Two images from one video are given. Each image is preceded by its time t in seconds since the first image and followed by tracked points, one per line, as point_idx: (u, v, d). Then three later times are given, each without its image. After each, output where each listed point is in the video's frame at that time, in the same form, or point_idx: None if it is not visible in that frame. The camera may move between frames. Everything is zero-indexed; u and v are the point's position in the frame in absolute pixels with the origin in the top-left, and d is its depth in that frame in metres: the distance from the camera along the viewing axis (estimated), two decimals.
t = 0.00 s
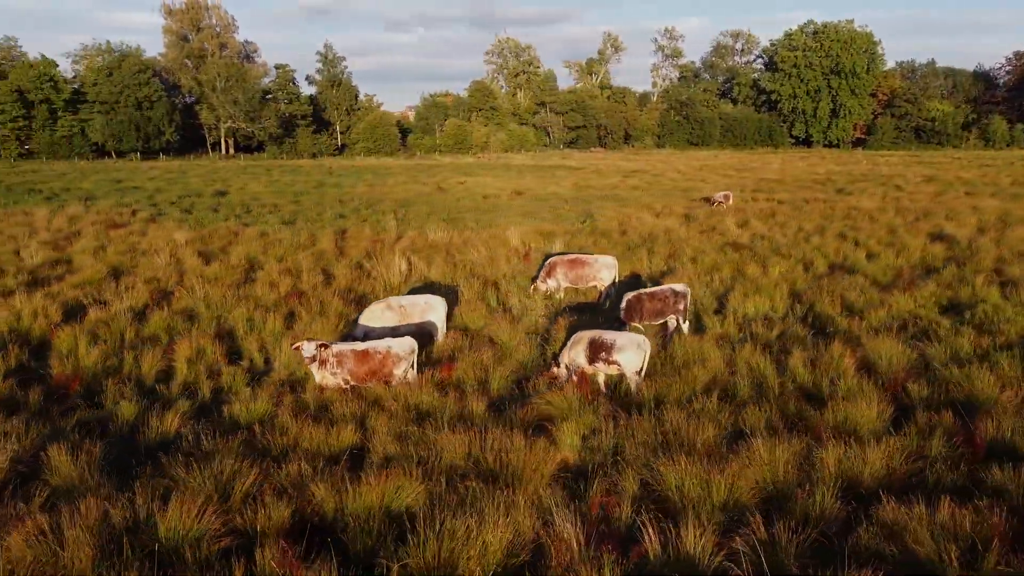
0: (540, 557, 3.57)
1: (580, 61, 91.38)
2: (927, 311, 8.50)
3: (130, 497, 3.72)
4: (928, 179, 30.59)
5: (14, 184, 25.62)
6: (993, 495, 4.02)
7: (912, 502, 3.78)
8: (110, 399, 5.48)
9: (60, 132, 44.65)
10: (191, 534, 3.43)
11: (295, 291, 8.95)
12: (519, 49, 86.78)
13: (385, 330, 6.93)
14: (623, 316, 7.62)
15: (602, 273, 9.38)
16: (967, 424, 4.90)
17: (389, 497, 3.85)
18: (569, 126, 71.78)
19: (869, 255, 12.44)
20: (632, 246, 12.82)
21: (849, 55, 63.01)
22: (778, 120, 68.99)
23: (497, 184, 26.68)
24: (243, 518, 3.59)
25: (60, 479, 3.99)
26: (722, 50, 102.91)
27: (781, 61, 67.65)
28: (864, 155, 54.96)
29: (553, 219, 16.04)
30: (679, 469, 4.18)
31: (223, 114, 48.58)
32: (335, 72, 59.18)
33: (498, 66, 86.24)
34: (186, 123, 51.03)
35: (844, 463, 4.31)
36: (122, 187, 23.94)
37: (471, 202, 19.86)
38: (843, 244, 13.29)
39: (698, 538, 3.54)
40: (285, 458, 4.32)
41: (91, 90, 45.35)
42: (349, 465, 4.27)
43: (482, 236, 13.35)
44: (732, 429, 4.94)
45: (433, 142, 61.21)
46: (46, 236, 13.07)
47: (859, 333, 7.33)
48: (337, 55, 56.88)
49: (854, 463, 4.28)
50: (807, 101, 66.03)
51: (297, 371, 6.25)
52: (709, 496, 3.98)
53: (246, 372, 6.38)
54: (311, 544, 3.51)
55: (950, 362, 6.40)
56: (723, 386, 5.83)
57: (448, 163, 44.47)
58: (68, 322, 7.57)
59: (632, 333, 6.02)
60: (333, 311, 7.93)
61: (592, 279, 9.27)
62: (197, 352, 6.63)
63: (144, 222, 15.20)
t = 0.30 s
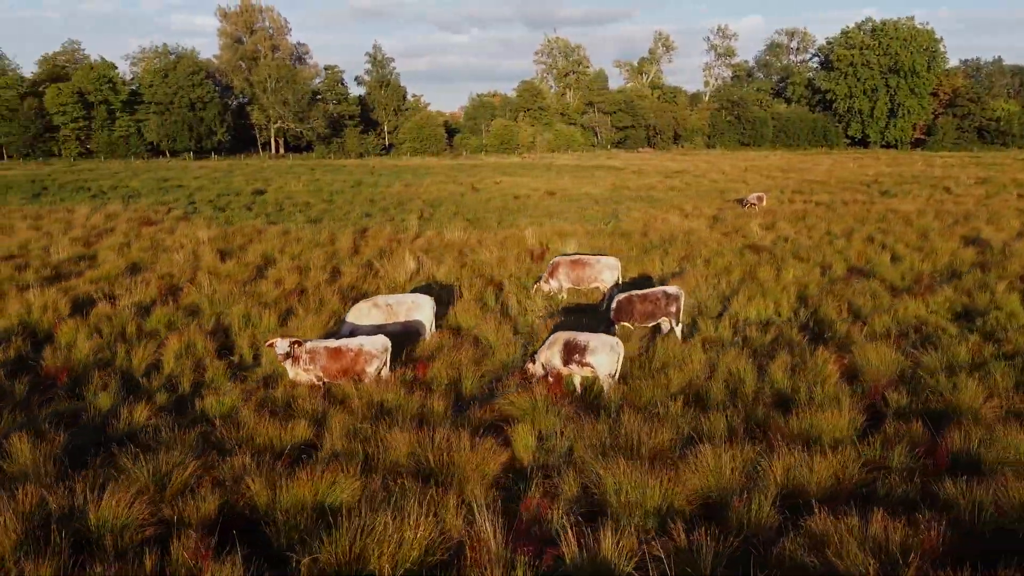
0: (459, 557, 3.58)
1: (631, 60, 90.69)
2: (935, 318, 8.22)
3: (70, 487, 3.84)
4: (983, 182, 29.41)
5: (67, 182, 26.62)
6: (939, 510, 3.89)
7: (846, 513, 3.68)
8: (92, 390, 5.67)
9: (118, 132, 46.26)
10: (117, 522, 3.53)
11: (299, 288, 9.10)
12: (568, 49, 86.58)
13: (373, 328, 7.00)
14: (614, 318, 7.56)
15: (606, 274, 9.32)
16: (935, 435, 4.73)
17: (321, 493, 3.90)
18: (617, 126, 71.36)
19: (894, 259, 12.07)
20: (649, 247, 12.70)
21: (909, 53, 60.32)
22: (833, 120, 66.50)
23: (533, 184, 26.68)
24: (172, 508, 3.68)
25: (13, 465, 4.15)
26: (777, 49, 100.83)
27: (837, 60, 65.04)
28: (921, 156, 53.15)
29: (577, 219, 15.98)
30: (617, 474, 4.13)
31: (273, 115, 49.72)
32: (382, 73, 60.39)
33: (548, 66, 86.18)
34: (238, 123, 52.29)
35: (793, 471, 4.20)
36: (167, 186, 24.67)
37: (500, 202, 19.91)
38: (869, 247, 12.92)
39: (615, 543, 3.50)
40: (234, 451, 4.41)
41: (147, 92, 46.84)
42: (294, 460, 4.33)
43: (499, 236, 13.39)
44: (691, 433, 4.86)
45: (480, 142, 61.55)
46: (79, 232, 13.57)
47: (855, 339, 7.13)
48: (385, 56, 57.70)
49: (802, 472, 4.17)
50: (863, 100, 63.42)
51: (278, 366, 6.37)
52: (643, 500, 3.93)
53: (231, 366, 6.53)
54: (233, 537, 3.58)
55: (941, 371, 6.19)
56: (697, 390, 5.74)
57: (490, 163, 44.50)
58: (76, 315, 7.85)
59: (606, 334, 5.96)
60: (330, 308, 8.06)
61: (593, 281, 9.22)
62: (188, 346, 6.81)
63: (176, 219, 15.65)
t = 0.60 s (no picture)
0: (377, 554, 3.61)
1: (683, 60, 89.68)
2: (943, 325, 7.94)
3: (17, 474, 3.99)
4: None
5: (117, 180, 27.59)
6: (876, 523, 3.77)
7: (771, 523, 3.59)
8: (76, 381, 5.89)
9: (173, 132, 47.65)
10: (50, 508, 3.65)
11: (303, 285, 9.26)
12: (619, 48, 86.02)
13: (359, 326, 7.08)
14: (604, 319, 7.50)
15: (607, 275, 9.30)
16: (897, 445, 4.58)
17: (255, 487, 3.97)
18: (666, 126, 70.65)
19: (918, 263, 11.68)
20: (666, 248, 12.57)
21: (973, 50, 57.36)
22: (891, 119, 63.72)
23: (570, 184, 26.60)
24: (106, 498, 3.78)
25: None
26: (836, 47, 98.30)
27: (896, 58, 62.33)
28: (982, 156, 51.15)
29: (601, 220, 15.89)
30: (552, 476, 4.11)
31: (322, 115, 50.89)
32: (430, 74, 61.17)
33: (599, 66, 85.80)
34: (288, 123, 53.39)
35: (734, 478, 4.12)
36: (210, 184, 25.30)
37: (530, 202, 19.92)
38: (895, 251, 12.53)
39: (528, 546, 3.49)
40: (185, 444, 4.52)
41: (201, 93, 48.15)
42: (241, 454, 4.42)
43: (517, 236, 13.40)
44: (645, 437, 4.80)
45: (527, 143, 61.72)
46: (112, 229, 14.04)
47: (847, 346, 6.94)
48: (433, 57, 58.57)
49: (743, 478, 4.09)
50: (923, 99, 60.59)
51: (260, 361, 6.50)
52: (571, 502, 3.91)
53: (217, 360, 6.68)
54: (160, 528, 3.67)
55: (928, 380, 5.98)
56: (667, 394, 5.66)
57: (533, 163, 44.43)
58: (84, 309, 8.14)
59: (578, 336, 5.93)
60: (326, 305, 8.18)
61: (594, 282, 9.17)
62: (180, 341, 7.00)
63: (208, 217, 16.07)
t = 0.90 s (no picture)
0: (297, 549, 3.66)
1: (736, 59, 88.31)
2: (949, 332, 7.67)
3: None
4: None
5: (166, 179, 28.45)
6: (805, 534, 3.68)
7: (689, 530, 3.54)
8: (62, 373, 6.10)
9: (226, 132, 48.90)
10: None
11: (309, 283, 9.43)
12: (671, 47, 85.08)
13: (346, 323, 7.14)
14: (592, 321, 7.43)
15: (608, 277, 9.21)
16: (852, 454, 4.46)
17: (193, 480, 4.07)
18: (717, 126, 69.64)
19: (944, 267, 11.29)
20: (684, 250, 12.42)
21: None
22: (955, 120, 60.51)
23: (607, 185, 26.46)
24: (47, 486, 3.93)
25: None
26: (897, 45, 95.46)
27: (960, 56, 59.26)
28: None
29: (625, 221, 15.77)
30: (485, 476, 4.11)
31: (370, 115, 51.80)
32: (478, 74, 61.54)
33: (650, 65, 85.05)
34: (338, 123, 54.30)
35: (670, 483, 4.06)
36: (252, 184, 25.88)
37: (560, 203, 19.88)
38: (922, 255, 12.13)
39: (440, 544, 3.50)
40: (140, 436, 4.65)
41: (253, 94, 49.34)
42: (190, 447, 4.53)
43: (534, 236, 13.41)
44: (596, 438, 4.77)
45: (574, 143, 61.59)
46: (145, 226, 14.50)
47: (836, 352, 6.76)
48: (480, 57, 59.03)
49: (678, 484, 4.03)
50: (989, 98, 57.35)
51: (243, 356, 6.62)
52: (499, 503, 3.90)
53: (207, 353, 6.85)
54: (93, 517, 3.79)
55: (910, 389, 5.79)
56: (634, 399, 5.59)
57: (576, 164, 44.22)
58: (93, 303, 8.43)
59: (550, 337, 5.90)
60: (323, 303, 8.32)
61: (595, 283, 9.10)
62: (173, 337, 7.19)
63: (240, 215, 16.46)
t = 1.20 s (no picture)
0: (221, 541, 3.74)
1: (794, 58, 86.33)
2: (953, 340, 7.39)
3: None
4: None
5: (214, 176, 29.23)
6: (726, 544, 3.60)
7: (600, 534, 3.50)
8: (55, 364, 6.35)
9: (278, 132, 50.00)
10: None
11: (316, 280, 9.60)
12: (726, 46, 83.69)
13: (335, 320, 7.19)
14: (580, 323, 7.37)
15: (610, 279, 9.14)
16: (801, 463, 4.34)
17: (136, 470, 4.20)
18: (772, 126, 68.21)
19: (970, 272, 10.87)
20: (701, 252, 12.24)
21: None
22: None
23: (647, 186, 26.20)
24: None
25: None
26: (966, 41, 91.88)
27: None
28: None
29: (650, 223, 15.62)
30: (416, 474, 4.13)
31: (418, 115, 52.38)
32: (527, 73, 61.64)
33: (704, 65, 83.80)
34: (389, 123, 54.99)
35: (600, 487, 4.01)
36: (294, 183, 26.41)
37: (591, 204, 19.78)
38: (950, 260, 11.68)
39: (351, 540, 3.54)
40: (102, 426, 4.81)
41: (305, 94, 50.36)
42: (145, 438, 4.66)
43: (553, 237, 13.39)
44: (546, 440, 4.74)
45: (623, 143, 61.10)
46: (177, 223, 14.95)
47: (825, 358, 6.57)
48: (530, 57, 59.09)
49: (608, 489, 3.98)
50: None
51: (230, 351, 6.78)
52: (424, 502, 3.92)
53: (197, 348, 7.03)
54: (35, 504, 3.95)
55: (888, 399, 5.60)
56: (600, 401, 5.53)
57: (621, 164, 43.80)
58: (105, 297, 8.75)
59: (519, 338, 5.90)
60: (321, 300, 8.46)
61: (596, 285, 9.04)
62: (169, 332, 7.41)
63: (271, 213, 16.83)
